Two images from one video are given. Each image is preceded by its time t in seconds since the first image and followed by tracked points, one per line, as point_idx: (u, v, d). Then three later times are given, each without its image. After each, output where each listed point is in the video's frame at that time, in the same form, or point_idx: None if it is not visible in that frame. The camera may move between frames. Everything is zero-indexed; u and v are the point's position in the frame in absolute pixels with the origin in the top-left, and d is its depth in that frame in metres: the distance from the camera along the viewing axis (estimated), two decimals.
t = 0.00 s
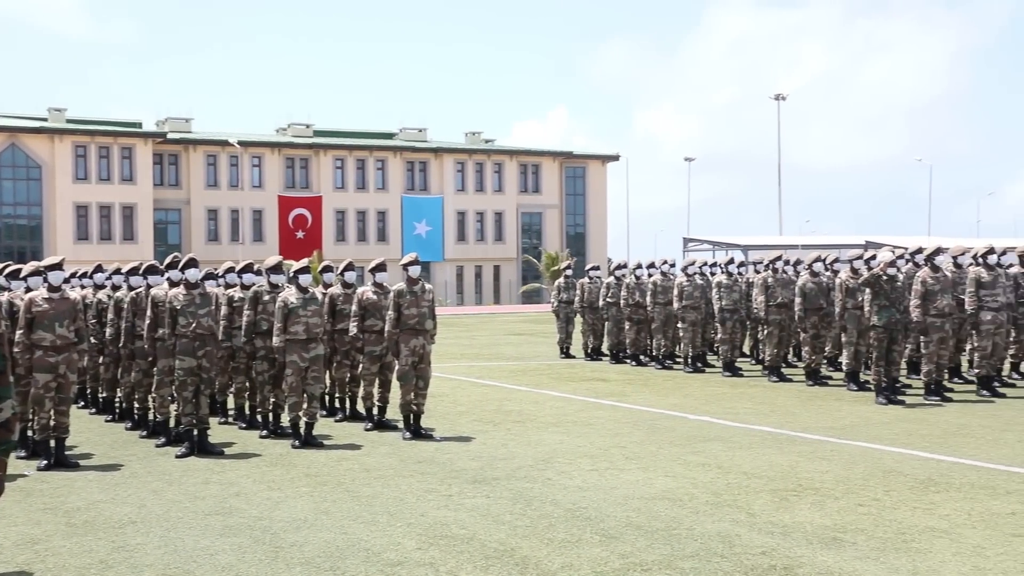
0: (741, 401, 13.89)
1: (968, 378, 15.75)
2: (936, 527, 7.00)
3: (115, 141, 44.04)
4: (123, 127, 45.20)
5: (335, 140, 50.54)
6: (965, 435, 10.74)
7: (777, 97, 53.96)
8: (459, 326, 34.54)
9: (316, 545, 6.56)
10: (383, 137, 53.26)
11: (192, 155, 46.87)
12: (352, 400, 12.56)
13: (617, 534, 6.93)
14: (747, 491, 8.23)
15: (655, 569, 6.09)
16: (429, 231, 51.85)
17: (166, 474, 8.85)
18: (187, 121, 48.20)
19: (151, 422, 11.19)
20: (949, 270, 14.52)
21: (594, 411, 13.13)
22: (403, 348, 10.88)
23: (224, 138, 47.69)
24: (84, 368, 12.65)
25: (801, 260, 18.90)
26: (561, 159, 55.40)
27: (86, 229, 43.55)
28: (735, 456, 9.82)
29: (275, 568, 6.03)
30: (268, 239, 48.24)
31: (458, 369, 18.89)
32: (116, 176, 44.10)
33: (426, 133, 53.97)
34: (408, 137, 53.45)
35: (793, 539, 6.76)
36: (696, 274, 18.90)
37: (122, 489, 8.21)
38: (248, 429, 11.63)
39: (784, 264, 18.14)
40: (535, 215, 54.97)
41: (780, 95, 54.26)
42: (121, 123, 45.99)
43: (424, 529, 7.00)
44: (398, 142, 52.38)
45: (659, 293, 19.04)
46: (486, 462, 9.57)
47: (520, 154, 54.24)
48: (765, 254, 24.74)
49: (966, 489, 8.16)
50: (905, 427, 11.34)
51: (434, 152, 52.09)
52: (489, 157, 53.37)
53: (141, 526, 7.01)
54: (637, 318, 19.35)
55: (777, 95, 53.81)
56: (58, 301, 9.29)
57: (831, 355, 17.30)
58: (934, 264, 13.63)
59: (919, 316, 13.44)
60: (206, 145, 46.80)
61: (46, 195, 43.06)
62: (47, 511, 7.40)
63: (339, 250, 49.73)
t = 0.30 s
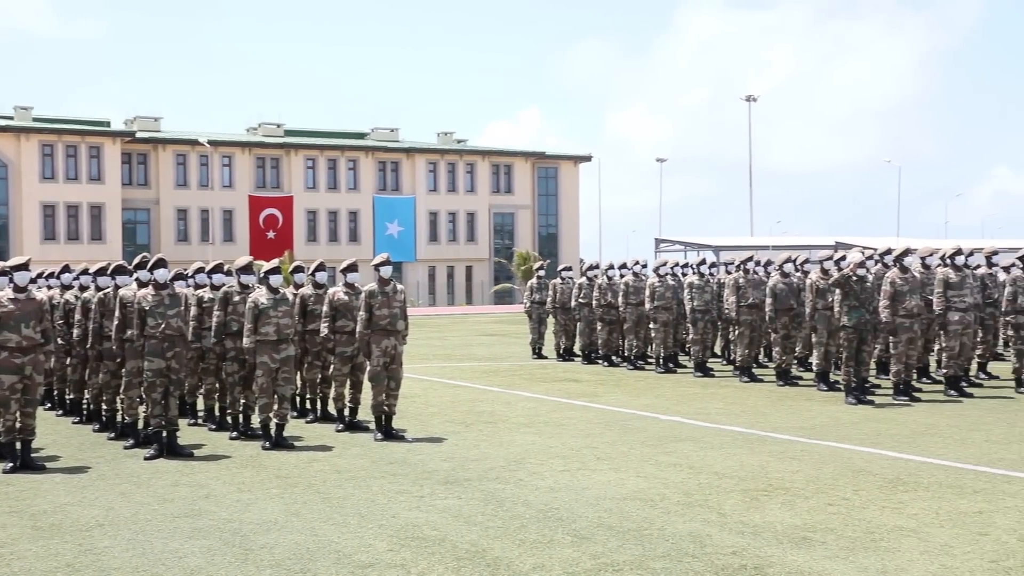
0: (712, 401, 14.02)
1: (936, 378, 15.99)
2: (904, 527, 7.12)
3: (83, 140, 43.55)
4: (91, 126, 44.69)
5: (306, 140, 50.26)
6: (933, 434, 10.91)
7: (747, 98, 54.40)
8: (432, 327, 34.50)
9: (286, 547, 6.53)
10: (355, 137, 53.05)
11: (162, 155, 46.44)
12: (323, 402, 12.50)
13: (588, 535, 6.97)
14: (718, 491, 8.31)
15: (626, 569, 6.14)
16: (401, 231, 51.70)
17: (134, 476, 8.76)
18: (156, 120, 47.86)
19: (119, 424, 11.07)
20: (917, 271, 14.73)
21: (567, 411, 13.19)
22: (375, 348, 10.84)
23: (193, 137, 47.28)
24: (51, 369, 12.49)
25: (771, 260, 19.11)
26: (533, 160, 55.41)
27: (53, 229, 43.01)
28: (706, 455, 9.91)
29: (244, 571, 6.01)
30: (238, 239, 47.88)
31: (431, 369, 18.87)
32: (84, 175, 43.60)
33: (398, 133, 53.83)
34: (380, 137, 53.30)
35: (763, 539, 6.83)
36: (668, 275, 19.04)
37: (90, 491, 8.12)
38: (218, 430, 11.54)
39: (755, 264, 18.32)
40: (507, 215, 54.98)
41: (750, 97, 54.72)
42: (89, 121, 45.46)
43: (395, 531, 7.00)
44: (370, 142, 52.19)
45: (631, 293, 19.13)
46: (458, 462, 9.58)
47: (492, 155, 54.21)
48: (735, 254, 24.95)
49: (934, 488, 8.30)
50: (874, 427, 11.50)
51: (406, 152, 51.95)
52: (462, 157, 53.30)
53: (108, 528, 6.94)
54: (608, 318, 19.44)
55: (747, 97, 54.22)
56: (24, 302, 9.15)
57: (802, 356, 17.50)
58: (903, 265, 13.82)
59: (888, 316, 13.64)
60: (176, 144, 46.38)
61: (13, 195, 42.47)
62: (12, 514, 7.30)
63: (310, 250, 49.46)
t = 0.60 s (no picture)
0: (680, 402, 14.17)
1: (901, 378, 16.25)
2: (869, 525, 7.25)
3: (47, 139, 42.98)
4: (56, 125, 44.12)
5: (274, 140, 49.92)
6: (897, 434, 11.10)
7: (716, 100, 54.78)
8: (401, 327, 34.43)
9: (254, 549, 6.52)
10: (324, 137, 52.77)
11: (128, 154, 45.96)
12: (291, 403, 12.45)
13: (558, 535, 7.02)
14: (686, 491, 8.40)
15: (595, 569, 6.20)
16: (370, 232, 51.51)
17: (100, 478, 8.68)
18: (122, 119, 47.33)
19: (85, 426, 10.94)
20: (883, 272, 14.98)
21: (536, 411, 13.24)
22: (344, 349, 10.83)
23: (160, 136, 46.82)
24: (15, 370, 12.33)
25: (739, 261, 19.34)
26: (503, 160, 55.43)
27: (17, 229, 42.37)
28: (674, 455, 10.01)
29: (212, 573, 5.99)
30: (206, 240, 47.45)
31: (400, 370, 18.84)
32: (48, 174, 43.03)
33: (368, 133, 53.64)
34: (349, 137, 53.09)
35: (731, 538, 6.93)
36: (636, 275, 19.18)
37: (54, 494, 8.04)
38: (185, 432, 11.46)
39: (723, 265, 18.52)
40: (477, 216, 54.94)
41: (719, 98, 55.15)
42: (54, 120, 44.86)
43: (364, 532, 7.01)
44: (339, 142, 51.94)
45: (600, 294, 19.25)
46: (427, 463, 9.60)
47: (461, 155, 54.15)
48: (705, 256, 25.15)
49: (899, 487, 8.45)
50: (839, 427, 11.67)
51: (375, 152, 51.79)
52: (431, 158, 53.20)
53: (73, 531, 6.88)
54: (578, 319, 19.54)
55: (715, 98, 54.62)
56: None
57: (769, 355, 17.70)
58: (868, 266, 14.09)
59: (854, 317, 13.86)
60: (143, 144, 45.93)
61: None
62: None
63: (279, 250, 49.12)
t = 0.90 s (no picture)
0: (654, 402, 14.28)
1: (872, 378, 16.47)
2: (841, 524, 7.37)
3: (17, 138, 42.47)
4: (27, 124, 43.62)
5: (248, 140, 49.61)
6: (867, 433, 11.26)
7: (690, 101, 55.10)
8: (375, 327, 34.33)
9: (226, 551, 6.50)
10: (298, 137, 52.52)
11: (100, 154, 45.52)
12: (265, 404, 12.39)
13: (532, 536, 7.07)
14: (660, 491, 8.48)
15: (569, 569, 6.25)
16: (344, 232, 51.29)
17: (70, 480, 8.61)
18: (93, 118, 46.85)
19: (55, 427, 10.83)
20: (855, 273, 15.19)
21: (510, 412, 13.27)
22: (317, 350, 10.81)
23: (132, 135, 46.41)
24: None
25: (712, 262, 19.52)
26: (477, 161, 55.37)
27: None
28: (648, 455, 10.10)
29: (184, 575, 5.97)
30: (179, 240, 47.09)
31: (374, 371, 18.80)
32: (18, 174, 42.55)
33: (342, 133, 53.43)
34: (323, 137, 52.87)
35: (704, 538, 7.01)
36: (611, 276, 19.27)
37: (24, 496, 7.97)
38: (157, 433, 11.37)
39: (698, 266, 18.67)
40: (451, 216, 54.89)
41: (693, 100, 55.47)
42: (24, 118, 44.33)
43: (338, 533, 7.01)
44: (313, 142, 51.70)
45: (574, 294, 19.33)
46: (401, 464, 9.60)
47: (436, 156, 54.05)
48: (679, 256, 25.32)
49: (869, 486, 8.59)
50: (812, 427, 11.80)
51: (349, 153, 51.60)
52: (406, 158, 53.08)
53: (43, 533, 6.82)
54: (552, 319, 19.62)
55: (689, 99, 54.91)
56: None
57: (742, 356, 17.85)
58: (840, 267, 14.20)
59: (826, 317, 14.04)
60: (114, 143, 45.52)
61: None
62: None
63: (252, 250, 48.80)
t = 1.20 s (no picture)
0: (626, 402, 14.39)
1: (841, 378, 16.69)
2: (810, 523, 7.48)
3: None
4: None
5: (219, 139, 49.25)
6: (836, 433, 11.41)
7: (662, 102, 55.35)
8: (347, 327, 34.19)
9: (197, 553, 6.48)
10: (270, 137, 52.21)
11: (68, 153, 45.01)
12: (236, 405, 12.33)
13: (504, 536, 7.11)
14: (631, 491, 8.56)
15: (541, 569, 6.30)
16: (316, 232, 51.02)
17: (38, 482, 8.52)
18: (62, 116, 46.30)
19: (22, 429, 10.72)
20: (824, 273, 15.40)
21: (483, 413, 13.28)
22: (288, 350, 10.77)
23: (101, 135, 45.93)
24: None
25: (683, 262, 19.69)
26: (450, 161, 55.29)
27: None
28: (620, 455, 10.18)
29: None
30: (149, 240, 46.65)
31: (345, 371, 18.74)
32: None
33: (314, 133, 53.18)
34: (295, 137, 52.59)
35: (675, 538, 7.09)
36: (583, 276, 19.36)
37: None
38: (126, 435, 11.29)
39: (669, 266, 18.83)
40: (423, 216, 54.74)
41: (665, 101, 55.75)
42: None
43: (309, 534, 7.01)
44: (285, 142, 51.40)
45: (547, 295, 19.40)
46: (373, 465, 9.60)
47: (408, 156, 53.91)
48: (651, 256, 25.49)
49: (838, 485, 8.72)
50: (781, 427, 11.93)
51: (322, 153, 51.38)
52: (378, 158, 52.91)
53: (10, 537, 6.76)
54: (525, 319, 19.69)
55: (661, 100, 55.17)
56: None
57: (713, 356, 18.02)
58: (810, 268, 14.39)
59: (796, 317, 14.20)
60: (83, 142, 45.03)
61: None
62: None
63: (223, 251, 48.43)
